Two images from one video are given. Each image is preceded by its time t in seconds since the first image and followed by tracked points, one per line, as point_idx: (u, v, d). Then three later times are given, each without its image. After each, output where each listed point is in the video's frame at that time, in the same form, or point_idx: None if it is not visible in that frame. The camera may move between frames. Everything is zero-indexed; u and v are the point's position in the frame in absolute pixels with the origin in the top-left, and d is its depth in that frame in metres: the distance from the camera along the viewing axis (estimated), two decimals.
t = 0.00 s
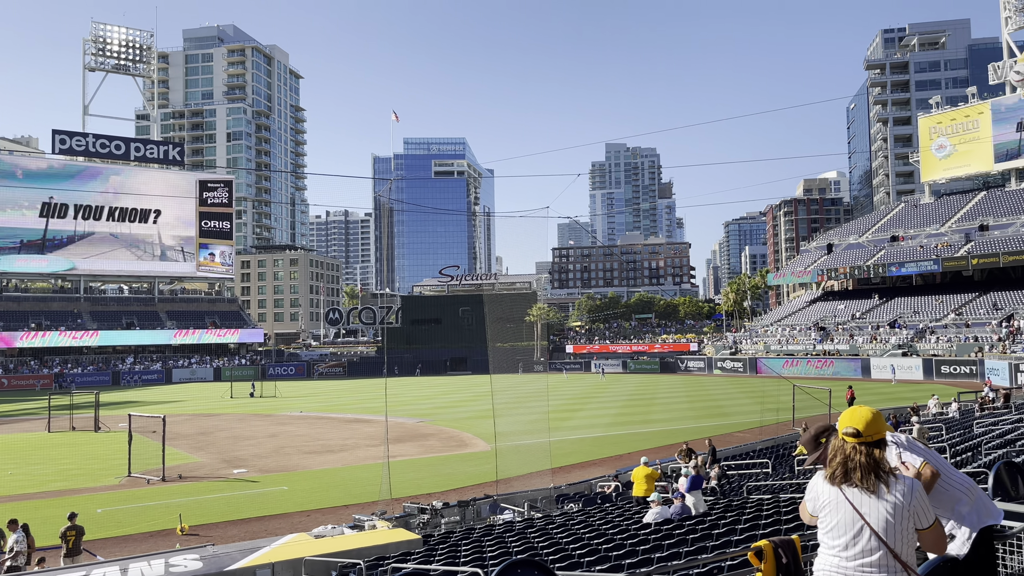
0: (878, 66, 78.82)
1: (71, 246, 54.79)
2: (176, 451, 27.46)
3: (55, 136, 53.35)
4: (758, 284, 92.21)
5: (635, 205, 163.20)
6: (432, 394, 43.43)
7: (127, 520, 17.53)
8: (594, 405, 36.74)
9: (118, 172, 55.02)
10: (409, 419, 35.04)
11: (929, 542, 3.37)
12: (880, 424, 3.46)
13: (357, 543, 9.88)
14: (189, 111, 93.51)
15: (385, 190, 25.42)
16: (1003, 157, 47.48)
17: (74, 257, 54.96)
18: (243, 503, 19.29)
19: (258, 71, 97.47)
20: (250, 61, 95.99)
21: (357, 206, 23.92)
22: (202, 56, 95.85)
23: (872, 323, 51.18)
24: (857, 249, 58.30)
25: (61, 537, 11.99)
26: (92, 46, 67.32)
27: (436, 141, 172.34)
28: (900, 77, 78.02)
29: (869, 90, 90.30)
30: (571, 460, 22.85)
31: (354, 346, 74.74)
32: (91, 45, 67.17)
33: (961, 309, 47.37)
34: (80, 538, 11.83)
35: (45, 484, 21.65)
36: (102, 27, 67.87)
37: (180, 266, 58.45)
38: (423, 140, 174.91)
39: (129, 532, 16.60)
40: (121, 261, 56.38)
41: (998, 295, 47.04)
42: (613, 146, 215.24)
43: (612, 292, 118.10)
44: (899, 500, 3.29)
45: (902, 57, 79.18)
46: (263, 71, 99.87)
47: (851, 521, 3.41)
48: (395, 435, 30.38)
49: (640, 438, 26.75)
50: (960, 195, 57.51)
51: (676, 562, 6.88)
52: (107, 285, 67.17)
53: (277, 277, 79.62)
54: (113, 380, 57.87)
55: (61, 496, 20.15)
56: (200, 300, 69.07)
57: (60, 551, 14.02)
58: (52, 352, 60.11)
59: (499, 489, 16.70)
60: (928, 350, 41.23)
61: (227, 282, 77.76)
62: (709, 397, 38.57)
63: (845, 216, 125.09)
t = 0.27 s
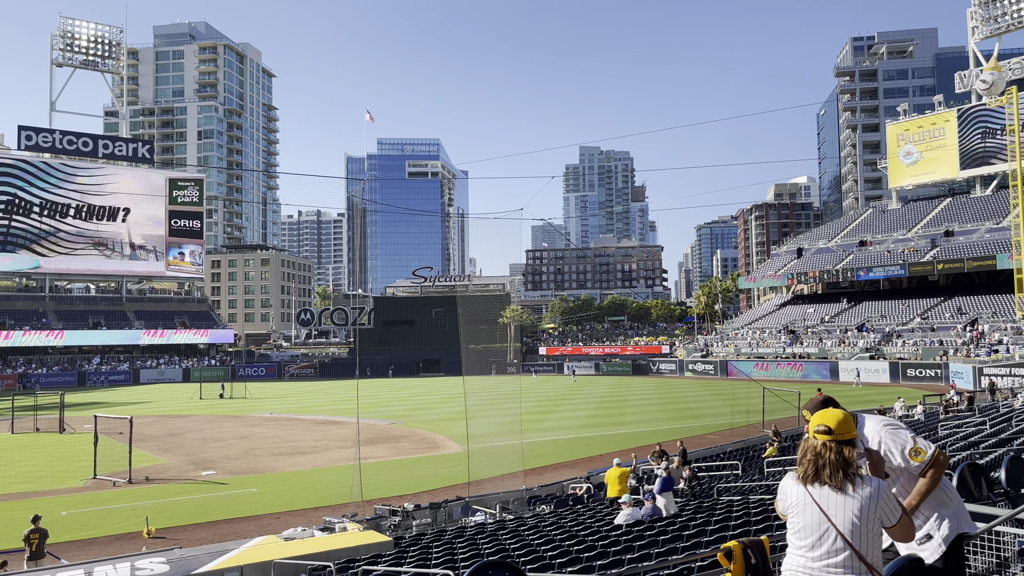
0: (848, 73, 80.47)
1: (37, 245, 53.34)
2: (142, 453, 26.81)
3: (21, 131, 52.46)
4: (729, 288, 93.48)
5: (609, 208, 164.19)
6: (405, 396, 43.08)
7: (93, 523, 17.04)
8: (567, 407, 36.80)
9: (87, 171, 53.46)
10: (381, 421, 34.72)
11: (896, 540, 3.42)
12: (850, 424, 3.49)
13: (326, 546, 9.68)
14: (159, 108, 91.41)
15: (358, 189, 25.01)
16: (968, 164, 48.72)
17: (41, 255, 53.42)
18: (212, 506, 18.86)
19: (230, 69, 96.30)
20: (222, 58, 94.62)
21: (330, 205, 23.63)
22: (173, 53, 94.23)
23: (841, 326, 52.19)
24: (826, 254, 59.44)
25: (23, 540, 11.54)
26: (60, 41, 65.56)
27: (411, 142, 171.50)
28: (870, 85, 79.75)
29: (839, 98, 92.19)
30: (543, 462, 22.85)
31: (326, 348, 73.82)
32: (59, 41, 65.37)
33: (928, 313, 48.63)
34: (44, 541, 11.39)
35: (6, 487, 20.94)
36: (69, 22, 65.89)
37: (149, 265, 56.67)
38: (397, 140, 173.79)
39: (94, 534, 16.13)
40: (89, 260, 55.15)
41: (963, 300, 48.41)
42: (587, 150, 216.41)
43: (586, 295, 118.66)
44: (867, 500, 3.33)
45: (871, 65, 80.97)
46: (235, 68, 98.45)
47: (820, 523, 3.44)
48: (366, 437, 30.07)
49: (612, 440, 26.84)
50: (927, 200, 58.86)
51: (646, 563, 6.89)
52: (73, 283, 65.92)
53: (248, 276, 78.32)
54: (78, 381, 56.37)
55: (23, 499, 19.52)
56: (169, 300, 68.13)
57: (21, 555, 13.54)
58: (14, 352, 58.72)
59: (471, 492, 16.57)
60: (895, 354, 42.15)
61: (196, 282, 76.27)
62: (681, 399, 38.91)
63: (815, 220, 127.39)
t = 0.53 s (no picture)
0: (820, 80, 82.10)
1: None
2: (110, 456, 26.17)
3: None
4: (702, 291, 94.62)
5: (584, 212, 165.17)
6: (379, 398, 42.73)
7: (59, 527, 16.58)
8: (541, 410, 36.81)
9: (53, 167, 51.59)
10: (355, 424, 34.37)
11: (867, 540, 3.48)
12: (819, 428, 3.54)
13: (297, 549, 9.51)
14: (130, 106, 89.45)
15: (332, 190, 24.56)
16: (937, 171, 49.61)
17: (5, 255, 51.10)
18: (181, 509, 18.48)
19: (202, 67, 95.18)
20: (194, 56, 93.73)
21: (302, 205, 23.22)
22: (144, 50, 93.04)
23: (811, 330, 53.16)
24: (797, 258, 60.45)
25: None
26: (29, 37, 63.62)
27: (386, 143, 170.52)
28: (840, 92, 81.39)
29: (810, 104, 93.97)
30: (517, 465, 22.81)
31: (299, 349, 72.90)
32: (27, 36, 63.42)
33: (897, 317, 49.76)
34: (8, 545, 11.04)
35: None
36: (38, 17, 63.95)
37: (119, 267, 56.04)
38: (372, 141, 172.71)
39: (60, 538, 15.68)
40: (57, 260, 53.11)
41: (931, 304, 49.61)
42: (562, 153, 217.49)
43: (561, 297, 119.11)
44: (837, 502, 3.38)
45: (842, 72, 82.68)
46: (207, 66, 97.07)
47: (791, 524, 3.47)
48: (339, 440, 29.73)
49: (585, 442, 26.91)
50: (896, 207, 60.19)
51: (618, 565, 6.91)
52: (39, 284, 65.26)
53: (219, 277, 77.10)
54: (45, 382, 54.95)
55: None
56: (139, 300, 66.69)
57: None
58: None
59: (444, 494, 16.46)
60: (864, 358, 42.99)
61: (166, 282, 74.85)
62: (654, 402, 39.22)
63: (787, 225, 129.62)
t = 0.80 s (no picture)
0: (791, 87, 83.73)
1: None
2: (75, 460, 25.44)
3: None
4: (674, 295, 95.64)
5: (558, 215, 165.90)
6: (351, 401, 42.29)
7: (23, 532, 16.08)
8: (513, 413, 36.77)
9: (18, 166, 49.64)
10: (326, 427, 33.95)
11: (836, 542, 3.54)
12: (790, 432, 3.58)
13: (266, 553, 9.33)
14: (98, 104, 87.29)
15: (306, 190, 24.03)
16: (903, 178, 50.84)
17: None
18: (149, 513, 18.04)
19: (173, 66, 93.69)
20: (165, 55, 92.37)
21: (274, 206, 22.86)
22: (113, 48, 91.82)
23: (781, 334, 54.06)
24: (768, 263, 61.48)
25: None
26: None
27: (360, 145, 169.28)
28: (811, 100, 83.04)
29: (781, 112, 95.79)
30: (489, 468, 22.74)
31: (270, 352, 71.80)
32: None
33: (865, 322, 50.83)
34: None
35: None
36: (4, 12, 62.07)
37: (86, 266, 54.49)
38: (345, 143, 171.35)
39: (23, 544, 15.21)
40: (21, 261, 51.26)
41: (897, 309, 50.75)
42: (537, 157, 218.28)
43: (535, 300, 119.40)
44: (808, 505, 3.43)
45: (813, 80, 84.40)
46: (178, 65, 95.54)
47: (763, 526, 3.50)
48: (310, 443, 29.34)
49: (557, 445, 26.97)
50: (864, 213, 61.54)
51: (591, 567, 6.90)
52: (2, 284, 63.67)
53: (189, 279, 75.69)
54: (7, 385, 53.34)
55: None
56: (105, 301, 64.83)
57: None
58: None
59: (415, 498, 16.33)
60: (832, 361, 43.83)
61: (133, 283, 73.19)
62: (626, 405, 39.49)
63: (758, 230, 131.80)
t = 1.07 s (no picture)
0: (761, 94, 85.33)
1: None
2: (36, 466, 24.62)
3: None
4: (646, 300, 96.58)
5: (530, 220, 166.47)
6: (321, 405, 41.70)
7: None
8: (485, 417, 36.66)
9: None
10: (297, 431, 33.42)
11: (804, 544, 3.58)
12: (758, 435, 3.62)
13: (234, 559, 9.09)
14: (64, 103, 84.78)
15: (275, 193, 23.04)
16: (869, 185, 52.23)
17: None
18: (114, 520, 17.52)
19: (142, 66, 91.94)
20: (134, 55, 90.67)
21: (244, 209, 22.77)
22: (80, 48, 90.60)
23: (751, 339, 54.90)
24: (738, 268, 62.42)
25: None
26: None
27: (332, 147, 167.69)
28: (780, 107, 84.66)
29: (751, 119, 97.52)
30: (460, 473, 22.62)
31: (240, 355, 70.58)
32: None
33: (833, 327, 51.91)
34: None
35: None
36: None
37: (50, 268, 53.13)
38: (316, 146, 169.68)
39: None
40: None
41: (864, 314, 51.90)
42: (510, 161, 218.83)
43: (507, 304, 119.42)
44: (777, 509, 3.46)
45: (783, 88, 86.07)
46: (147, 65, 93.78)
47: (733, 529, 3.51)
48: (280, 448, 28.83)
49: (529, 449, 26.94)
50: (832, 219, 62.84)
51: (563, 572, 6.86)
52: None
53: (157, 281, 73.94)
54: None
55: None
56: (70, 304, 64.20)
57: None
58: None
59: (386, 503, 16.13)
60: (800, 366, 44.61)
61: (99, 286, 71.30)
62: (597, 409, 39.65)
63: (728, 235, 133.86)
